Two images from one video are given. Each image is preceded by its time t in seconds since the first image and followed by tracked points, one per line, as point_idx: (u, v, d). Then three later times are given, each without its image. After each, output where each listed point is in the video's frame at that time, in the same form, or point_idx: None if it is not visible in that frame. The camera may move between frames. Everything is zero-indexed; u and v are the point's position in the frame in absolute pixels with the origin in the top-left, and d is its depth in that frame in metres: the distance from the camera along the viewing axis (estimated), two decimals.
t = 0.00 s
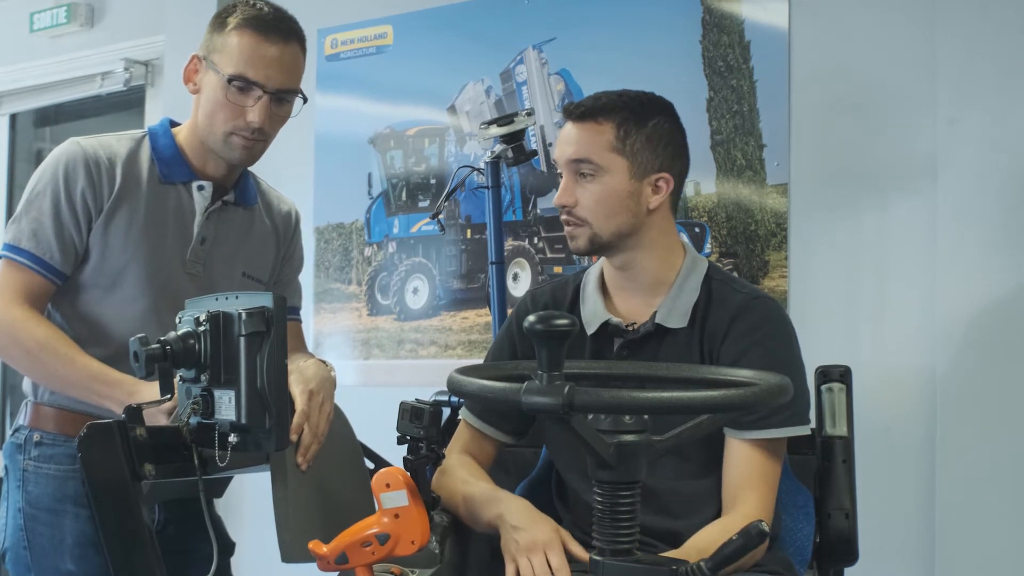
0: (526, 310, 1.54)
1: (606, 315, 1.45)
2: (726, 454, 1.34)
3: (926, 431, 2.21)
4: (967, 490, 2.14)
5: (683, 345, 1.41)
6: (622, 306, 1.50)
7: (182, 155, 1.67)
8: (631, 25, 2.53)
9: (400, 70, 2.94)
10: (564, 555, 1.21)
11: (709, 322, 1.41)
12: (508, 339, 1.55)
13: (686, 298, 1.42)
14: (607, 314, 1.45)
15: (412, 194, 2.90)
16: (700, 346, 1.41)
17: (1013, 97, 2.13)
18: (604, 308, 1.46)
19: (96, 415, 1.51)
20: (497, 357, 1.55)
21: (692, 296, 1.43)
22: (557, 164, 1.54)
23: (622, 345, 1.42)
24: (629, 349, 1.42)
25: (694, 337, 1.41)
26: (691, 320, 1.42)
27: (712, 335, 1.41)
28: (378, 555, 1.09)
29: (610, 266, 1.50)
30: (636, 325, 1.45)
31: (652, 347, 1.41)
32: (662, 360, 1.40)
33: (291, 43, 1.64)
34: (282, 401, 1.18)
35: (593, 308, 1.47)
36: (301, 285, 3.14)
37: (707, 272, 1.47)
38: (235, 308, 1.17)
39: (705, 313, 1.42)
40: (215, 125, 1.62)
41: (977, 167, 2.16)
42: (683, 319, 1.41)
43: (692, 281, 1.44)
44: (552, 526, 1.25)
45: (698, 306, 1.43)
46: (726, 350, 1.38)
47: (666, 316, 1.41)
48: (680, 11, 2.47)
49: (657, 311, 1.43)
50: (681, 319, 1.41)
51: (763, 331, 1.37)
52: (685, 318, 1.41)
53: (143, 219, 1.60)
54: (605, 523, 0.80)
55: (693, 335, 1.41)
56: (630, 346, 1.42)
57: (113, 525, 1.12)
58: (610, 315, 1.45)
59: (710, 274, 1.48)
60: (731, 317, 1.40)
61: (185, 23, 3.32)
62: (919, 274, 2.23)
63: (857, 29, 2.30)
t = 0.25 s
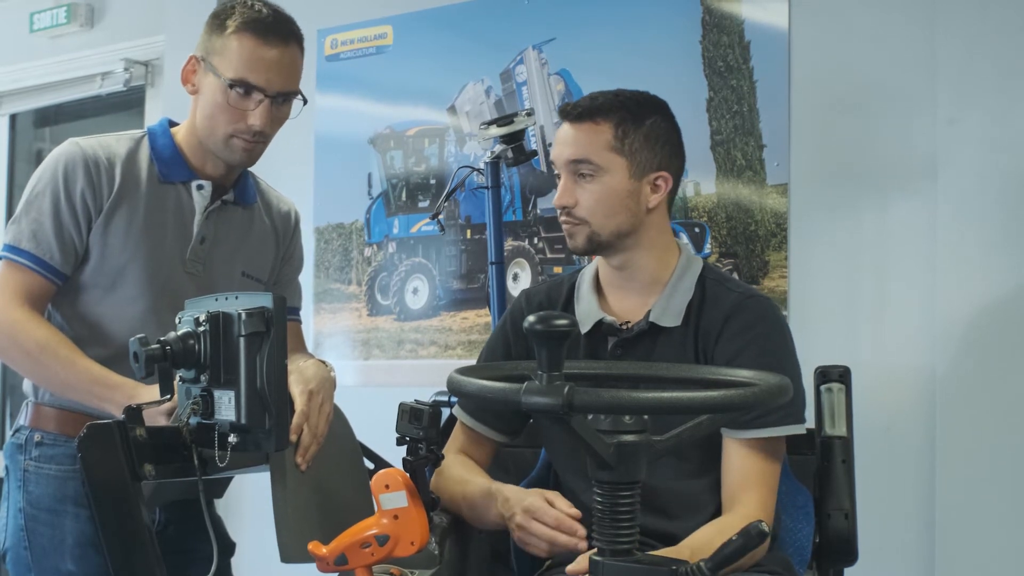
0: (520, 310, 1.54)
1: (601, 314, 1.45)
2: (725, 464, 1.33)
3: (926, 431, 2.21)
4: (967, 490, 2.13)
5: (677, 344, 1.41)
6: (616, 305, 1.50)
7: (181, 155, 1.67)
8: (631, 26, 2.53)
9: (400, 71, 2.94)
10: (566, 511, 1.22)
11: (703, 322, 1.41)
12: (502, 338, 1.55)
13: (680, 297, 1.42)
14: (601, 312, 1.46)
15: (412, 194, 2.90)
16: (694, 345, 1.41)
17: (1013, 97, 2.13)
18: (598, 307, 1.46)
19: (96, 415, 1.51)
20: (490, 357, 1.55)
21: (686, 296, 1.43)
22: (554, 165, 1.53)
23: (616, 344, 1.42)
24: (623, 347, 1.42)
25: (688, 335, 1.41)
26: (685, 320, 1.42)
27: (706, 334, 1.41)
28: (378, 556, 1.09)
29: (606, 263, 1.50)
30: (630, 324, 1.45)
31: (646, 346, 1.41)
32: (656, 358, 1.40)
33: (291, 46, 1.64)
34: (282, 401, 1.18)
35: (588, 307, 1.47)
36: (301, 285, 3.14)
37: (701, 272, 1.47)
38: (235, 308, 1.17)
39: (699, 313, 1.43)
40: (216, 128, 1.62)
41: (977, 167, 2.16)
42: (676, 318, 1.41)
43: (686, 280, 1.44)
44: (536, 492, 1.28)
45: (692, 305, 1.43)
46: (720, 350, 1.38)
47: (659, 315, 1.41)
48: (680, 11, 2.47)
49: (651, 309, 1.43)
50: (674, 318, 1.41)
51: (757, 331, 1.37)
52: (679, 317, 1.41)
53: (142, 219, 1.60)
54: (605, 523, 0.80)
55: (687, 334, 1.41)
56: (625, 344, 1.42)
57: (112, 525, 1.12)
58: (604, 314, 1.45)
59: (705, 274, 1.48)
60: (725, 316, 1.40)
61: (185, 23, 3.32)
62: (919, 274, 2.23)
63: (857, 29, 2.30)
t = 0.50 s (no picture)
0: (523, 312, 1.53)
1: (605, 316, 1.45)
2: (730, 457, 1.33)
3: (926, 431, 2.21)
4: (967, 491, 2.13)
5: (682, 345, 1.40)
6: (621, 306, 1.50)
7: (181, 156, 1.67)
8: (631, 26, 2.53)
9: (400, 71, 2.94)
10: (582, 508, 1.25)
11: (708, 322, 1.41)
12: (504, 340, 1.55)
13: (685, 298, 1.42)
14: (605, 314, 1.46)
15: (412, 194, 2.90)
16: (700, 347, 1.41)
17: (1013, 98, 2.13)
18: (602, 308, 1.46)
19: (95, 416, 1.51)
20: (493, 358, 1.55)
21: (691, 297, 1.43)
22: (554, 170, 1.52)
23: (621, 346, 1.42)
24: (628, 349, 1.42)
25: (693, 336, 1.41)
26: (690, 321, 1.42)
27: (711, 334, 1.41)
28: (378, 556, 1.09)
29: (610, 267, 1.50)
30: (634, 325, 1.45)
31: (651, 347, 1.41)
32: (662, 359, 1.40)
33: (289, 41, 1.65)
34: (282, 402, 1.18)
35: (591, 309, 1.47)
36: (301, 285, 3.14)
37: (705, 272, 1.47)
38: (235, 309, 1.17)
39: (704, 313, 1.43)
40: (220, 126, 1.62)
41: (977, 167, 2.16)
42: (681, 319, 1.41)
43: (690, 280, 1.44)
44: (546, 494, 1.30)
45: (697, 306, 1.43)
46: (725, 352, 1.38)
47: (664, 316, 1.41)
48: (680, 11, 2.47)
49: (656, 311, 1.43)
50: (679, 319, 1.41)
51: (762, 331, 1.37)
52: (684, 318, 1.41)
53: (141, 220, 1.60)
54: (605, 524, 0.80)
55: (693, 335, 1.41)
56: (629, 347, 1.42)
57: (113, 526, 1.12)
58: (608, 315, 1.45)
59: (708, 274, 1.48)
60: (730, 317, 1.40)
61: (185, 23, 3.32)
62: (919, 274, 2.23)
63: (857, 29, 2.30)
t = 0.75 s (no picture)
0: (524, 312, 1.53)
1: (608, 315, 1.45)
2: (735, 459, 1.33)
3: (926, 431, 2.21)
4: (967, 490, 2.13)
5: (686, 345, 1.41)
6: (622, 306, 1.50)
7: (181, 155, 1.67)
8: (631, 26, 2.53)
9: (400, 71, 2.94)
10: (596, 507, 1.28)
11: (712, 321, 1.41)
12: (506, 342, 1.55)
13: (687, 299, 1.42)
14: (608, 314, 1.45)
15: (412, 194, 2.90)
16: (703, 346, 1.40)
17: (1013, 97, 2.13)
18: (605, 308, 1.46)
19: (96, 416, 1.51)
20: (494, 359, 1.55)
21: (694, 296, 1.43)
22: (559, 168, 1.52)
23: (624, 346, 1.42)
24: (630, 349, 1.42)
25: (697, 336, 1.41)
26: (693, 320, 1.42)
27: (714, 333, 1.41)
28: (378, 556, 1.09)
29: (612, 267, 1.50)
30: (637, 326, 1.45)
31: (654, 347, 1.41)
32: (665, 358, 1.40)
33: (289, 44, 1.64)
34: (282, 402, 1.18)
35: (594, 309, 1.47)
36: (301, 285, 3.14)
37: (707, 272, 1.47)
38: (235, 309, 1.17)
39: (707, 313, 1.43)
40: (215, 127, 1.62)
41: (977, 167, 2.16)
42: (683, 319, 1.41)
43: (693, 280, 1.44)
44: (552, 494, 1.31)
45: (700, 306, 1.43)
46: (729, 351, 1.38)
47: (667, 316, 1.41)
48: (680, 12, 2.47)
49: (659, 311, 1.43)
50: (682, 319, 1.41)
51: (765, 330, 1.37)
52: (687, 318, 1.41)
53: (142, 219, 1.60)
54: (605, 524, 0.80)
55: (696, 334, 1.41)
56: (632, 347, 1.42)
57: (113, 526, 1.12)
58: (611, 315, 1.45)
59: (710, 275, 1.48)
60: (734, 316, 1.40)
61: (185, 23, 3.32)
62: (919, 274, 2.23)
63: (857, 29, 2.30)
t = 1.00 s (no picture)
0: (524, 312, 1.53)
1: (606, 316, 1.45)
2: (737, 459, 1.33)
3: (927, 431, 2.21)
4: (967, 490, 2.13)
5: (685, 345, 1.41)
6: (622, 307, 1.50)
7: (181, 155, 1.67)
8: (631, 26, 2.53)
9: (400, 71, 2.94)
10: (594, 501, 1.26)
11: (711, 321, 1.41)
12: (505, 342, 1.55)
13: (686, 299, 1.42)
14: (607, 315, 1.45)
15: (412, 194, 2.90)
16: (702, 347, 1.41)
17: (1013, 97, 2.13)
18: (603, 309, 1.46)
19: (96, 416, 1.51)
20: (494, 359, 1.55)
21: (692, 297, 1.43)
22: (558, 168, 1.52)
23: (623, 347, 1.42)
24: (629, 350, 1.42)
25: (695, 336, 1.41)
26: (691, 321, 1.42)
27: (714, 333, 1.41)
28: (378, 556, 1.09)
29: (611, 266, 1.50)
30: (636, 326, 1.45)
31: (652, 348, 1.41)
32: (664, 359, 1.40)
33: (290, 46, 1.64)
34: (282, 402, 1.18)
35: (592, 310, 1.47)
36: (301, 286, 3.14)
37: (706, 273, 1.47)
38: (235, 309, 1.17)
39: (706, 313, 1.43)
40: (215, 127, 1.62)
41: (977, 167, 2.16)
42: (682, 319, 1.41)
43: (691, 280, 1.44)
44: (544, 499, 1.28)
45: (699, 307, 1.43)
46: (728, 352, 1.38)
47: (666, 316, 1.41)
48: (680, 11, 2.47)
49: (657, 312, 1.43)
50: (681, 319, 1.41)
51: (764, 331, 1.37)
52: (685, 318, 1.41)
53: (142, 219, 1.60)
54: (605, 524, 0.80)
55: (695, 335, 1.41)
56: (630, 348, 1.42)
57: (112, 526, 1.12)
58: (610, 316, 1.45)
59: (710, 275, 1.48)
60: (733, 316, 1.40)
61: (185, 23, 3.32)
62: (919, 274, 2.23)
63: (857, 29, 2.30)
